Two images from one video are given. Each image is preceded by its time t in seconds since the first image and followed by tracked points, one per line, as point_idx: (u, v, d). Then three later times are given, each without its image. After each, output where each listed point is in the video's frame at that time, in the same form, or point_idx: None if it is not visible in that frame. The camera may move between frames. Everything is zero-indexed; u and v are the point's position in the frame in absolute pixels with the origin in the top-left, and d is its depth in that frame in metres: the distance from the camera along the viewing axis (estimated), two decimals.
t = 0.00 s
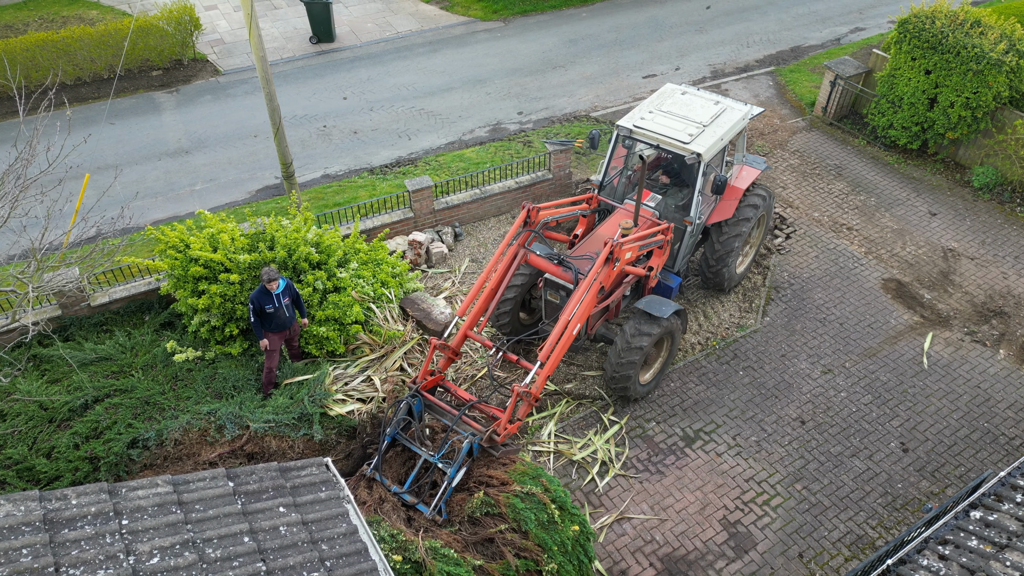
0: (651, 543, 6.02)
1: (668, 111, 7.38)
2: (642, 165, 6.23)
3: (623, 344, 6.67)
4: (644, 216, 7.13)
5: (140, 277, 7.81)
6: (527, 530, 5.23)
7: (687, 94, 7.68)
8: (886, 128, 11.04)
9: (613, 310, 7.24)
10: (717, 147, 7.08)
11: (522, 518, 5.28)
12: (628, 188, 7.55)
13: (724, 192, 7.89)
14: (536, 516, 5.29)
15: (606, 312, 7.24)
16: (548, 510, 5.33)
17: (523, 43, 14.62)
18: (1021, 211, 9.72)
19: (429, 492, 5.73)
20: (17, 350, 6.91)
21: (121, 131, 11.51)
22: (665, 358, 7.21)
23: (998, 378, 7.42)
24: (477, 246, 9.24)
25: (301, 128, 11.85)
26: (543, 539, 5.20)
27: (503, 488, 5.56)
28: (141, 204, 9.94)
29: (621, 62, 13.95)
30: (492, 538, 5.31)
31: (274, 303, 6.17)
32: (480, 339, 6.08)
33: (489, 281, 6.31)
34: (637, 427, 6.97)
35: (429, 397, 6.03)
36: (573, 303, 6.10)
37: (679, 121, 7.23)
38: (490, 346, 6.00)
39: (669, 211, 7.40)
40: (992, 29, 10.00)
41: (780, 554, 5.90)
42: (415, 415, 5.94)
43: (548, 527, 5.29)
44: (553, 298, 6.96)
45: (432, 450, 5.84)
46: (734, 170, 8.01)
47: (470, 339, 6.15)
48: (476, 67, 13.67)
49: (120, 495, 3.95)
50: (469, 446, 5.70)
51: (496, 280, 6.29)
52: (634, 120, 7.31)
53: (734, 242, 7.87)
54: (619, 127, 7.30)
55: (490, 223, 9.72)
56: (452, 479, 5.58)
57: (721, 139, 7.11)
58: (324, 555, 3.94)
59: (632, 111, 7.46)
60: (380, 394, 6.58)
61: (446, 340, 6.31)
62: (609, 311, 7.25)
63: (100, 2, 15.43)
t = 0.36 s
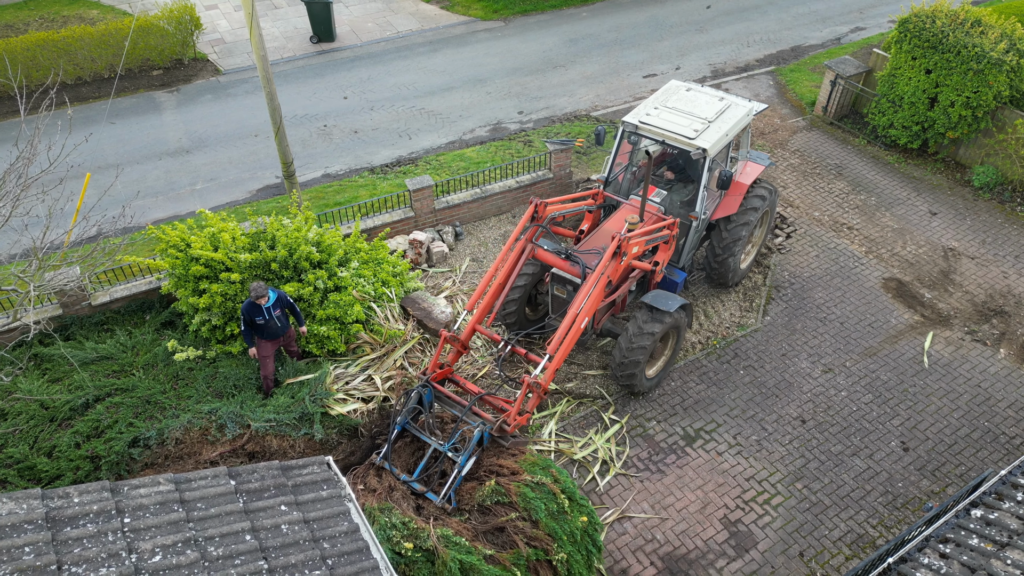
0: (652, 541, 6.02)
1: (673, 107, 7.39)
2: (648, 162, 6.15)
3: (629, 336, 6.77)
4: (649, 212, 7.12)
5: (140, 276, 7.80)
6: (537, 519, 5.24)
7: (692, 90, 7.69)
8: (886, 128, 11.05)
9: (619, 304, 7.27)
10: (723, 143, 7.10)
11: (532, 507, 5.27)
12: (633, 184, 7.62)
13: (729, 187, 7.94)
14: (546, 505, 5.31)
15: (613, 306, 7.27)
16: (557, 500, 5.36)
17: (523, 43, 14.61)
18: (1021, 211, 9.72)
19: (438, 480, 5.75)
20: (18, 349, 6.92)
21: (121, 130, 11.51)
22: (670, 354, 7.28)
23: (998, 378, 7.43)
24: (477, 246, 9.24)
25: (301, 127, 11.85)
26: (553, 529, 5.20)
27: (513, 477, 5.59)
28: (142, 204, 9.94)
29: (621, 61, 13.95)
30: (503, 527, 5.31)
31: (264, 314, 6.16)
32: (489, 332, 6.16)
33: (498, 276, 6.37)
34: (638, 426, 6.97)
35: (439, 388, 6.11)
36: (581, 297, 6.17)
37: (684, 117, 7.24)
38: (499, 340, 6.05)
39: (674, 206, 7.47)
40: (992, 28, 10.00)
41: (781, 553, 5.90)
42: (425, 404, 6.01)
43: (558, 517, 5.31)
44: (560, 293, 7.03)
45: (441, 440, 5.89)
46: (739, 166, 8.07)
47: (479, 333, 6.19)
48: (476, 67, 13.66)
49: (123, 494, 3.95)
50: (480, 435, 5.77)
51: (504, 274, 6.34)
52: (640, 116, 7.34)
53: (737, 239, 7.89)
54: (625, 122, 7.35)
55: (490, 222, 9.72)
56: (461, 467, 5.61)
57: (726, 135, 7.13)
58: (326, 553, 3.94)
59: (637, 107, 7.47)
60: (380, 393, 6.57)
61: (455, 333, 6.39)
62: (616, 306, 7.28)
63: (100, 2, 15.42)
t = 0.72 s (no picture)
0: (651, 540, 6.03)
1: (674, 105, 7.38)
2: (648, 161, 6.21)
3: (630, 335, 6.81)
4: (651, 210, 7.12)
5: (140, 276, 7.80)
6: (540, 512, 5.22)
7: (693, 88, 7.68)
8: (886, 127, 11.05)
9: (620, 302, 7.32)
10: (723, 141, 7.09)
11: (535, 500, 5.27)
12: (634, 182, 7.69)
13: (730, 185, 7.95)
14: (549, 499, 5.29)
15: (614, 304, 7.35)
16: (559, 494, 5.36)
17: (522, 43, 14.61)
18: (1021, 211, 9.72)
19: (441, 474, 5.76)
20: (18, 348, 6.92)
21: (121, 130, 11.51)
22: (672, 350, 7.29)
23: (997, 377, 7.43)
24: (477, 246, 9.25)
25: (301, 127, 11.85)
26: (557, 522, 5.17)
27: (516, 470, 5.61)
28: (142, 203, 9.94)
29: (620, 61, 13.95)
30: (506, 520, 5.28)
31: (240, 327, 6.02)
32: (493, 330, 6.11)
33: (500, 273, 6.40)
34: (638, 425, 6.98)
35: (443, 382, 6.16)
36: (584, 294, 6.22)
37: (686, 115, 7.22)
38: (502, 337, 6.09)
39: (675, 204, 7.54)
40: (992, 28, 10.01)
41: (780, 552, 5.91)
42: (429, 398, 6.06)
43: (560, 511, 5.28)
44: (562, 291, 7.16)
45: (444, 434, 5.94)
46: (739, 164, 8.10)
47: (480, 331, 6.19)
48: (476, 67, 13.66)
49: (122, 491, 3.95)
50: (484, 428, 5.83)
51: (506, 272, 6.38)
52: (641, 114, 7.28)
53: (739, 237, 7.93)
54: (626, 121, 7.28)
55: (490, 222, 9.72)
56: (465, 459, 5.64)
57: (727, 133, 7.12)
58: (325, 551, 3.95)
59: (638, 105, 7.43)
60: (380, 393, 6.58)
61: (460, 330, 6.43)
62: (617, 303, 7.34)
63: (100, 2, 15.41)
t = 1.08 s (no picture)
0: (650, 540, 6.03)
1: (674, 105, 7.37)
2: (649, 159, 6.22)
3: (631, 334, 6.82)
4: (651, 209, 7.13)
5: (139, 276, 7.80)
6: (540, 509, 5.21)
7: (693, 88, 7.69)
8: (885, 127, 11.05)
9: (621, 301, 7.33)
10: (723, 140, 7.08)
11: (536, 496, 5.26)
12: (634, 181, 7.67)
13: (730, 184, 7.97)
14: (549, 496, 5.28)
15: (614, 303, 7.36)
16: (560, 491, 5.34)
17: (522, 43, 14.61)
18: (1021, 211, 9.72)
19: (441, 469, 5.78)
20: (17, 348, 6.92)
21: (121, 130, 11.51)
22: (672, 349, 7.32)
23: (997, 377, 7.43)
24: (476, 246, 9.25)
25: (300, 127, 11.85)
26: (556, 519, 5.16)
27: (517, 466, 5.60)
28: (141, 203, 9.94)
29: (620, 61, 13.95)
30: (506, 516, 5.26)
31: (234, 334, 6.00)
32: (493, 329, 6.17)
33: (501, 272, 6.42)
34: (637, 425, 6.98)
35: (445, 378, 6.20)
36: (584, 293, 6.24)
37: (686, 114, 7.22)
38: (502, 336, 6.12)
39: (675, 203, 7.53)
40: (991, 28, 10.01)
41: (778, 552, 5.91)
42: (432, 393, 6.09)
43: (561, 508, 5.26)
44: (562, 290, 7.12)
45: (445, 428, 5.94)
46: (739, 163, 8.11)
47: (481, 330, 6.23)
48: (475, 67, 13.66)
49: (120, 492, 3.95)
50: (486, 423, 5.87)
51: (507, 271, 6.40)
52: (641, 114, 7.26)
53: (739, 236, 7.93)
54: (626, 121, 7.26)
55: (490, 222, 9.72)
56: (466, 453, 5.66)
57: (727, 133, 7.12)
58: (323, 552, 3.95)
59: (639, 105, 7.42)
60: (379, 393, 6.58)
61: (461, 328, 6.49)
62: (618, 302, 7.36)
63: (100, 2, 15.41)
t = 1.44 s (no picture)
0: (649, 542, 6.01)
1: (676, 103, 7.35)
2: (654, 156, 6.24)
3: (636, 328, 6.81)
4: (654, 207, 7.20)
5: (137, 276, 7.79)
6: (546, 501, 5.19)
7: (695, 87, 7.67)
8: (885, 128, 11.03)
9: (625, 298, 7.32)
10: (726, 138, 7.05)
11: (543, 488, 5.24)
12: (637, 179, 7.60)
13: (732, 182, 7.97)
14: (556, 488, 5.27)
15: (618, 301, 7.33)
16: (566, 484, 5.34)
17: (522, 43, 14.60)
18: (1021, 211, 9.71)
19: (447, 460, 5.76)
20: (15, 349, 6.90)
21: (120, 130, 11.50)
22: (676, 346, 7.35)
23: (997, 378, 7.42)
24: (476, 246, 9.24)
25: (300, 128, 11.84)
26: (562, 511, 5.13)
27: (524, 458, 5.62)
28: (140, 204, 9.93)
29: (620, 61, 13.94)
30: (513, 506, 5.22)
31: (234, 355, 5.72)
32: (497, 326, 6.23)
33: (506, 270, 6.43)
34: (636, 427, 6.96)
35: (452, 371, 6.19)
36: (589, 290, 6.25)
37: (688, 112, 7.19)
38: (507, 333, 6.15)
39: (678, 200, 7.49)
40: (992, 28, 10.00)
41: (778, 554, 5.89)
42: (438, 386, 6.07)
43: (566, 501, 5.25)
44: (566, 287, 7.02)
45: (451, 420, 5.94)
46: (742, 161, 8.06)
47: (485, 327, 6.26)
48: (475, 67, 13.65)
49: (117, 495, 3.94)
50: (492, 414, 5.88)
51: (512, 268, 6.41)
52: (644, 112, 7.22)
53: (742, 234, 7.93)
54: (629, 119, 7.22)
55: (489, 222, 9.71)
56: (473, 444, 5.66)
57: (731, 130, 7.09)
58: (321, 555, 3.94)
59: (641, 103, 7.40)
60: (379, 394, 6.56)
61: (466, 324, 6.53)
62: (621, 300, 7.34)
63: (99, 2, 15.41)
